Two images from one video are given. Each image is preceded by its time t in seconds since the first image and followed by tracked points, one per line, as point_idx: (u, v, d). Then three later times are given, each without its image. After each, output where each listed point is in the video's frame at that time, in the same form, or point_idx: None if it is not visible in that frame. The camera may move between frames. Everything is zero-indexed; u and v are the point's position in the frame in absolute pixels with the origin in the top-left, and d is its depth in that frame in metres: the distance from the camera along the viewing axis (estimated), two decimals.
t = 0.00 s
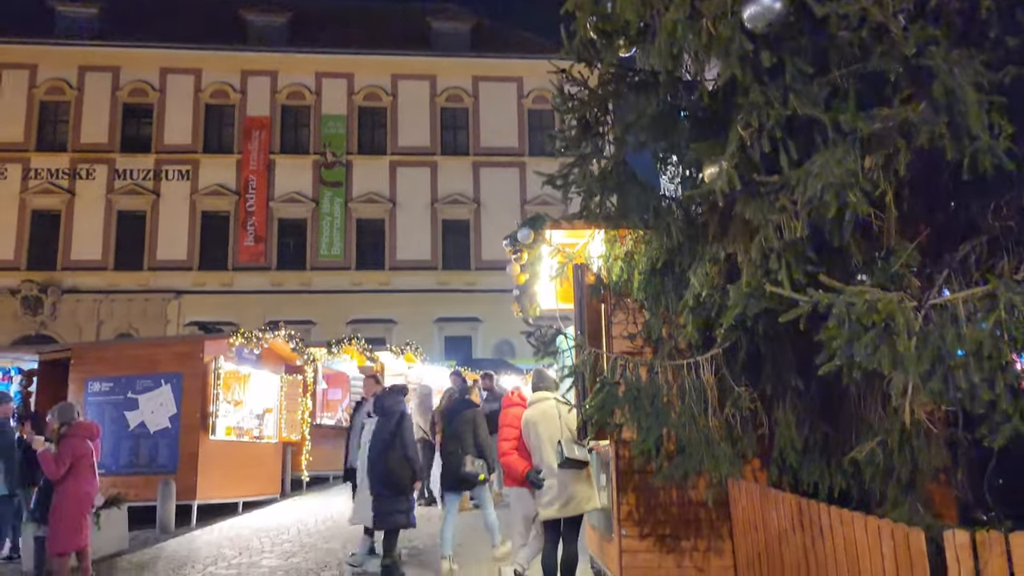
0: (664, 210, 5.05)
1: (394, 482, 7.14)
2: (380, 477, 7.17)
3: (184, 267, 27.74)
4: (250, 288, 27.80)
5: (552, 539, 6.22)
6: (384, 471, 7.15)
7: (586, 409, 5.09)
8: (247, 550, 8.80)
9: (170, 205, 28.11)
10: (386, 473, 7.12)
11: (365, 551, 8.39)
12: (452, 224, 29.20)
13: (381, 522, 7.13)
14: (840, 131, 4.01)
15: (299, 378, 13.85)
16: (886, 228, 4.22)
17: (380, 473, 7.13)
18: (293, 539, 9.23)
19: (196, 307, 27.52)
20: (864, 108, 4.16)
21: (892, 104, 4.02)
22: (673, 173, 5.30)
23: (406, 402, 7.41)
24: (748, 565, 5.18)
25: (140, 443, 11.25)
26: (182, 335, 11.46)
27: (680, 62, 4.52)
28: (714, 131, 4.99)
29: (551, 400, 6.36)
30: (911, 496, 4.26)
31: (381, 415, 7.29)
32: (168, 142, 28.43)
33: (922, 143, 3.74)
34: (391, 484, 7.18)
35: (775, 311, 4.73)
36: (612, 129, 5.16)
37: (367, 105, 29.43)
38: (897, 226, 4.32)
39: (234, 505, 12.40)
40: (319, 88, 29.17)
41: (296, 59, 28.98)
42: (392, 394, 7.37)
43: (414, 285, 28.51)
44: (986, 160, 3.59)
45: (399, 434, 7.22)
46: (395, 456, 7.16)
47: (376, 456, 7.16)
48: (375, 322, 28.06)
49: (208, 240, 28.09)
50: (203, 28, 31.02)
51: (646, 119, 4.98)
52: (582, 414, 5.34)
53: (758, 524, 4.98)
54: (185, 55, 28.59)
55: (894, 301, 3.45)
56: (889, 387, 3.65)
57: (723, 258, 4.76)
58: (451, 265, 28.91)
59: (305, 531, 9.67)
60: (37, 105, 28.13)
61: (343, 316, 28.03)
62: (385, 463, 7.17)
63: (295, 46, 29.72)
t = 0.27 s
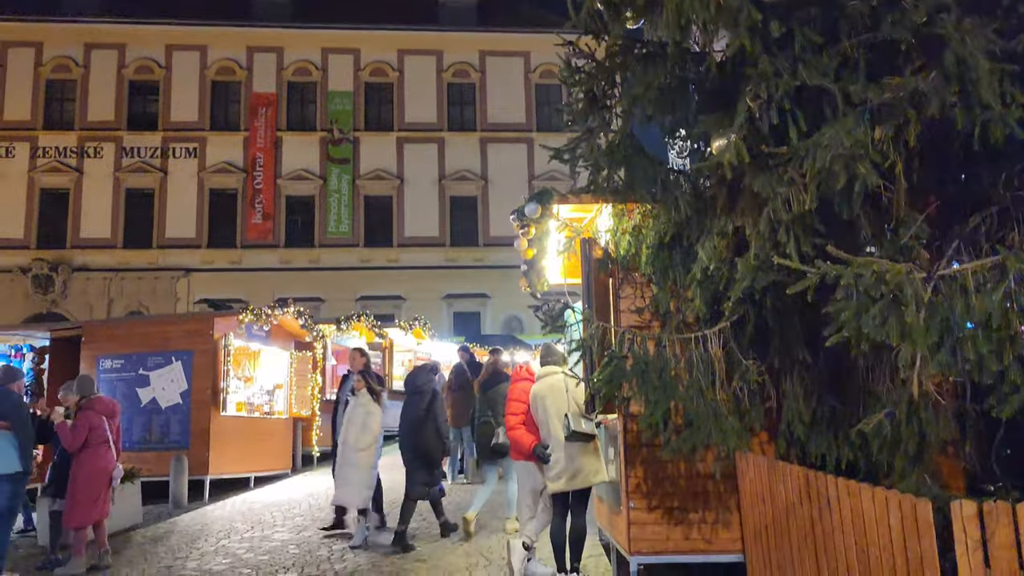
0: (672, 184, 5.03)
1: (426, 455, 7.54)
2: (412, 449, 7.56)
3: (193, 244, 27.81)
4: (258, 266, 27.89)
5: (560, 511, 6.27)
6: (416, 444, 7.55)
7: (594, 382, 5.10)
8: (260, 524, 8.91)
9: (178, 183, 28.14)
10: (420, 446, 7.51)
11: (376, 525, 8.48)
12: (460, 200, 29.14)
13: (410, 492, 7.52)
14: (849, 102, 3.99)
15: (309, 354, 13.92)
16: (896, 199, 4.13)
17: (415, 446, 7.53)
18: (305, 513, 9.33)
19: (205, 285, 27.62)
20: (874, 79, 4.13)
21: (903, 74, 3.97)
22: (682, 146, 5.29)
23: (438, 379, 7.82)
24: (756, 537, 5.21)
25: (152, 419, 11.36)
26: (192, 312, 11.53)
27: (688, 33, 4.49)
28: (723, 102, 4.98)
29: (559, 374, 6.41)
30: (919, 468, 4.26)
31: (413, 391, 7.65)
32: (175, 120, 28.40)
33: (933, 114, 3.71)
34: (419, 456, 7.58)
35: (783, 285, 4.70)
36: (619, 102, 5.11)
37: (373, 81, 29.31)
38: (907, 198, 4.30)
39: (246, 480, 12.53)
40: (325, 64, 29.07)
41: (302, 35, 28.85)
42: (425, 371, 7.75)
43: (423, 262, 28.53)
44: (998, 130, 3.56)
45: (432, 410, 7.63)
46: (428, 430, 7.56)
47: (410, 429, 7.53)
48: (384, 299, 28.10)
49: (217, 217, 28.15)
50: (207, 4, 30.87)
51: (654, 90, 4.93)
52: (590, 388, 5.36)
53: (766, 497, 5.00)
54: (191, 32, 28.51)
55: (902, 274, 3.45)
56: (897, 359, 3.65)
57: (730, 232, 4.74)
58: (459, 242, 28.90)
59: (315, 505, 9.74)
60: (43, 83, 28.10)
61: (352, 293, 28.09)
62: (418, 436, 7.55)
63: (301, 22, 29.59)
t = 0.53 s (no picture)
0: (684, 161, 5.01)
1: (462, 426, 8.18)
2: (448, 422, 8.20)
3: (206, 226, 27.92)
4: (271, 247, 27.99)
5: (573, 488, 6.31)
6: (451, 417, 8.18)
7: (608, 360, 5.11)
8: (276, 502, 9.01)
9: (190, 165, 28.20)
10: (455, 419, 8.16)
11: (390, 503, 8.57)
12: (471, 180, 29.08)
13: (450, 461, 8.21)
14: (865, 76, 3.94)
15: (323, 334, 13.98)
16: (912, 174, 4.09)
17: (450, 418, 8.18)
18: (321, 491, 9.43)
19: (218, 266, 27.76)
20: (891, 51, 4.08)
21: (920, 47, 3.92)
22: (693, 123, 5.29)
23: (466, 354, 8.36)
24: (768, 514, 5.22)
25: (168, 399, 11.47)
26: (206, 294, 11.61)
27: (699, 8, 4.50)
28: (733, 78, 5.03)
29: (571, 353, 6.43)
30: (933, 444, 4.25)
31: (445, 367, 8.24)
32: (186, 101, 28.42)
33: (952, 86, 3.66)
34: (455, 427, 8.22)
35: (797, 261, 4.69)
36: (630, 79, 5.06)
37: (383, 60, 29.21)
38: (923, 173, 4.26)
39: (261, 459, 12.66)
40: (335, 44, 28.98)
41: (311, 15, 28.74)
42: (454, 347, 8.30)
43: (434, 242, 28.55)
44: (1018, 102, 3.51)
45: (463, 384, 8.23)
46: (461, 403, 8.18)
47: (445, 404, 8.17)
48: (396, 279, 28.17)
49: (229, 199, 28.24)
50: None
51: (665, 66, 4.88)
52: (603, 365, 5.37)
53: (779, 474, 5.01)
54: (200, 12, 28.45)
55: (919, 248, 3.42)
56: (911, 335, 3.64)
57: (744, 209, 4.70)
58: (470, 222, 28.89)
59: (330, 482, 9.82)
60: (55, 65, 28.17)
61: (364, 273, 28.17)
62: (453, 410, 8.20)
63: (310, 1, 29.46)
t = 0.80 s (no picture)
0: (702, 140, 5.00)
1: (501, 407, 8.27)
2: (486, 405, 8.25)
3: (223, 211, 28.08)
4: (287, 231, 28.12)
5: (591, 469, 6.34)
6: (490, 398, 8.24)
7: (625, 340, 5.12)
8: (297, 483, 9.12)
9: (207, 149, 28.33)
10: (494, 401, 8.23)
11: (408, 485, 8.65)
12: (486, 163, 29.04)
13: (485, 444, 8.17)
14: (886, 52, 3.90)
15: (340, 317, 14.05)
16: (935, 151, 4.05)
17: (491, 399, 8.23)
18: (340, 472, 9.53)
19: (236, 250, 27.93)
20: (913, 27, 4.03)
21: (943, 23, 3.87)
22: (710, 103, 5.25)
23: (498, 338, 8.57)
24: (788, 494, 5.22)
25: (188, 382, 11.58)
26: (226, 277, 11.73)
27: None
28: (752, 56, 5.02)
29: (589, 334, 6.44)
30: (954, 424, 4.24)
31: (482, 350, 8.35)
32: (202, 86, 28.52)
33: (976, 61, 3.61)
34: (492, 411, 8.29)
35: (817, 241, 4.65)
36: (647, 59, 5.00)
37: (398, 43, 29.16)
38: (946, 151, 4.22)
39: (281, 441, 12.78)
40: (349, 28, 28.94)
41: None
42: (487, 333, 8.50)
43: (450, 225, 28.58)
44: None
45: (500, 366, 8.37)
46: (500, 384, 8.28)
47: (484, 387, 8.22)
48: (412, 263, 28.24)
49: (246, 183, 28.36)
50: None
51: (685, 44, 4.83)
52: (621, 347, 5.37)
53: (798, 454, 5.01)
54: None
55: (942, 227, 3.39)
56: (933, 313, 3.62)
57: (763, 189, 4.67)
58: (486, 205, 28.88)
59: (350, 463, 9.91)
60: (72, 52, 28.35)
61: (380, 257, 28.26)
62: (490, 393, 8.27)
63: None
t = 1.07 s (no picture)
0: (723, 122, 4.97)
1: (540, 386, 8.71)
2: (525, 385, 8.65)
3: (243, 198, 28.25)
4: (307, 218, 28.27)
5: (612, 454, 6.36)
6: (530, 379, 8.66)
7: (647, 325, 5.13)
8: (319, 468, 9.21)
9: (226, 138, 28.49)
10: (533, 381, 8.64)
11: (429, 470, 8.71)
12: (503, 149, 28.98)
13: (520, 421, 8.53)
14: (911, 31, 3.86)
15: (360, 303, 14.12)
16: (961, 132, 4.01)
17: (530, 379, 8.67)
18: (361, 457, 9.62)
19: (256, 238, 28.11)
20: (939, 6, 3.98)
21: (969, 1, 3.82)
22: (730, 87, 5.16)
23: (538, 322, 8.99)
24: (811, 478, 5.21)
25: (211, 368, 11.72)
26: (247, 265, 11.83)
27: None
28: (774, 37, 4.98)
29: (609, 319, 6.43)
30: (979, 408, 4.22)
31: (524, 332, 8.80)
32: (221, 75, 28.66)
33: (1004, 39, 3.57)
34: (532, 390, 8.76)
35: (840, 224, 4.63)
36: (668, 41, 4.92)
37: (414, 29, 29.12)
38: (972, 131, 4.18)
39: (303, 426, 12.91)
40: (366, 14, 28.93)
41: None
42: (530, 315, 8.92)
43: (468, 211, 28.59)
44: None
45: (540, 348, 8.81)
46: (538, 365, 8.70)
47: (526, 367, 8.64)
48: (430, 249, 28.30)
49: (265, 171, 28.52)
50: None
51: (707, 25, 4.84)
52: (642, 331, 5.38)
53: (821, 438, 5.00)
54: None
55: (969, 208, 3.36)
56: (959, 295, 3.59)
57: (786, 171, 4.64)
58: (504, 191, 28.84)
59: (372, 449, 9.99)
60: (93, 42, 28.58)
61: (399, 243, 28.33)
62: (530, 373, 8.69)
63: None
